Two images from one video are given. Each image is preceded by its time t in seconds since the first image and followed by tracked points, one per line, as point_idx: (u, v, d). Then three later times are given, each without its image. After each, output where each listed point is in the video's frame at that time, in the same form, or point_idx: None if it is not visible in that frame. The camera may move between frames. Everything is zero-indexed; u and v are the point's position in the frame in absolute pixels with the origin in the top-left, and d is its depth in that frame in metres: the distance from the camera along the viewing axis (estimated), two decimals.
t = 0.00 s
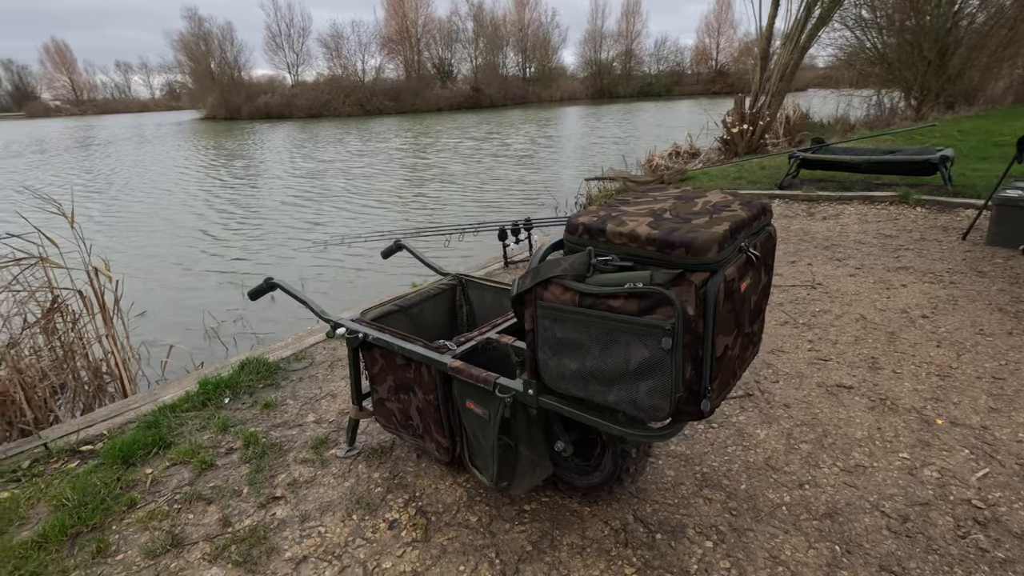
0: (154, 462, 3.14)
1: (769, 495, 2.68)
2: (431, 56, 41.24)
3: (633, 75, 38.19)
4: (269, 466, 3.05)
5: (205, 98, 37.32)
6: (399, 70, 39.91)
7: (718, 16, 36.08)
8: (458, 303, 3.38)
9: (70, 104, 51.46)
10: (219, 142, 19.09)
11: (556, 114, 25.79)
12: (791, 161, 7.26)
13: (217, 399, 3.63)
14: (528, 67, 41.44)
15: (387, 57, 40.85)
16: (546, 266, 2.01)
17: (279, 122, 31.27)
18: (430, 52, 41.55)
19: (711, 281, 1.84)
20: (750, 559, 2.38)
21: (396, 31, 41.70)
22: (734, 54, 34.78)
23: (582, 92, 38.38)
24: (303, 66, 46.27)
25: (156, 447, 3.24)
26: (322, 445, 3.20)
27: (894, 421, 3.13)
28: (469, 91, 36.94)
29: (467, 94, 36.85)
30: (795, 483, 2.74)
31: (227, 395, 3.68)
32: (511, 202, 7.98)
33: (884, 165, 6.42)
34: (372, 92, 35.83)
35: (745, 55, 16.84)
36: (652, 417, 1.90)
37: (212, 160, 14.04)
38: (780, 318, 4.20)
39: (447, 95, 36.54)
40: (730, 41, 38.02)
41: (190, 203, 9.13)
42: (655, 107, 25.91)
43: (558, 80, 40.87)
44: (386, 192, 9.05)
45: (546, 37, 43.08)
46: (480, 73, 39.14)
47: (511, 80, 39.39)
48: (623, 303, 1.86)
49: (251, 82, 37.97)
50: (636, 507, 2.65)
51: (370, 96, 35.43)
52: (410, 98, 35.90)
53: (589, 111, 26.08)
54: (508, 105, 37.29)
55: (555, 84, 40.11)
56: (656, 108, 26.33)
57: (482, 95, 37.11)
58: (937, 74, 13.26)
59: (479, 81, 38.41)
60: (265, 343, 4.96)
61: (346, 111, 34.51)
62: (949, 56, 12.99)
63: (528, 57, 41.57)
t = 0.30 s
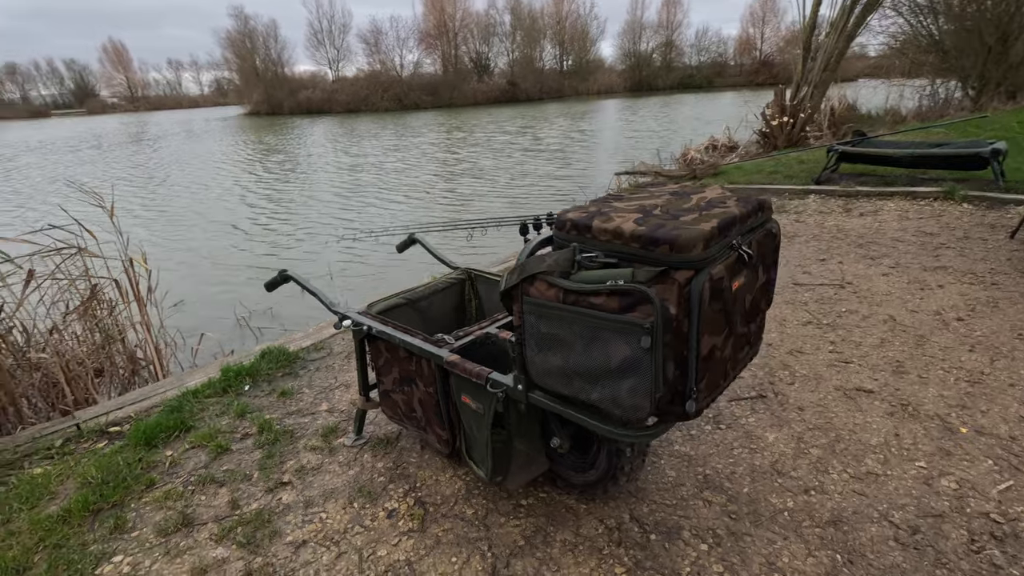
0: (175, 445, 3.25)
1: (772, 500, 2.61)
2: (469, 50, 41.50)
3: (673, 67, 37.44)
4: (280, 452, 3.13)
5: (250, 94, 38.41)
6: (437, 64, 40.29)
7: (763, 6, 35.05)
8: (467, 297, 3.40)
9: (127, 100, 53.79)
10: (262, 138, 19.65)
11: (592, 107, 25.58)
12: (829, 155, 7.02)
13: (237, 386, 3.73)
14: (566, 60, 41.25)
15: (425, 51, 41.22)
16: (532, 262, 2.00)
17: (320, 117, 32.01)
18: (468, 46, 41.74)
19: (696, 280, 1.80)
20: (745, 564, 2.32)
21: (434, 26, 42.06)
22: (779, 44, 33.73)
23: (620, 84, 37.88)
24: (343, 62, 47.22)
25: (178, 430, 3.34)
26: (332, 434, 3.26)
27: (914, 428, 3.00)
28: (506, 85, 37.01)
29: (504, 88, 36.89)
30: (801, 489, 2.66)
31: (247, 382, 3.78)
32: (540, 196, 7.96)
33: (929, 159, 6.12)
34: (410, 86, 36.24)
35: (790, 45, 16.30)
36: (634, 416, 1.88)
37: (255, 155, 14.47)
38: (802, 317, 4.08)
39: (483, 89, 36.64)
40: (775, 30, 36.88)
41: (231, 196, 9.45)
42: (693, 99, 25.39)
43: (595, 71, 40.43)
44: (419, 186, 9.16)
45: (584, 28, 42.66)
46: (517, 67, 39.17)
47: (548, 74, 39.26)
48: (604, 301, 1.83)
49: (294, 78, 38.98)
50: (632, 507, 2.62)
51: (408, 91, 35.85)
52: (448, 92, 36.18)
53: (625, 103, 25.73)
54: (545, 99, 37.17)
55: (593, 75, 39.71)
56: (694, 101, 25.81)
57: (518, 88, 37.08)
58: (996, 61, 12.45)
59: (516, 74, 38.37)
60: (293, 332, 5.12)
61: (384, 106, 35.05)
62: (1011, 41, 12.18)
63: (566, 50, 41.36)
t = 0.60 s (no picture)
0: (188, 432, 3.32)
1: (768, 503, 2.56)
2: (496, 46, 41.61)
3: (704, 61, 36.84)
4: (286, 442, 3.18)
5: (281, 91, 39.09)
6: (464, 60, 40.50)
7: None
8: (471, 292, 3.41)
9: (165, 98, 55.37)
10: (291, 134, 20.02)
11: (618, 102, 25.37)
12: (858, 150, 6.83)
13: (249, 376, 3.80)
14: (594, 54, 41.04)
15: (452, 47, 41.40)
16: (516, 258, 2.00)
17: (348, 114, 32.51)
18: (495, 41, 41.80)
19: (676, 277, 1.78)
20: (734, 565, 2.29)
21: (462, 22, 42.25)
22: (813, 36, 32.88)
23: (648, 78, 37.45)
24: (372, 59, 47.67)
25: (191, 418, 3.41)
26: (336, 424, 3.30)
27: (925, 432, 2.90)
28: (532, 81, 36.95)
29: (530, 83, 36.82)
30: (799, 492, 2.61)
31: (259, 373, 3.84)
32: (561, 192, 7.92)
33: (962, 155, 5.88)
34: (437, 82, 36.44)
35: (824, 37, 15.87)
36: (613, 414, 1.87)
37: (285, 151, 14.75)
38: (816, 317, 3.99)
39: (510, 84, 36.62)
40: (810, 22, 35.99)
41: (260, 192, 9.66)
42: (721, 94, 24.96)
43: (624, 66, 40.05)
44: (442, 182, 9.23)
45: (613, 23, 42.28)
46: (544, 62, 39.12)
47: (576, 69, 39.08)
48: (584, 297, 1.82)
49: (325, 75, 39.65)
50: (626, 505, 2.60)
51: (435, 87, 36.05)
52: (474, 88, 36.28)
53: (653, 99, 25.41)
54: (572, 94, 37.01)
55: (621, 70, 39.35)
56: (722, 95, 25.40)
57: (545, 84, 36.98)
58: None
59: (543, 69, 38.27)
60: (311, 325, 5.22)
61: (411, 102, 35.37)
62: None
63: (593, 45, 41.16)
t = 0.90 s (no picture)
0: (200, 419, 3.42)
1: (759, 506, 2.52)
2: (527, 41, 41.58)
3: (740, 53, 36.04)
4: (291, 431, 3.25)
5: (315, 87, 39.81)
6: (496, 56, 40.59)
7: None
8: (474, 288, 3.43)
9: (207, 96, 57.05)
10: (324, 129, 20.40)
11: (648, 97, 25.08)
12: (892, 146, 6.60)
13: (262, 366, 3.89)
14: (627, 48, 40.69)
15: (483, 43, 41.49)
16: (494, 255, 2.02)
17: (379, 110, 32.99)
18: (526, 36, 41.78)
19: (647, 276, 1.77)
20: (717, 568, 2.27)
21: (494, 17, 42.32)
22: (854, 27, 31.88)
23: (681, 72, 36.86)
24: (403, 55, 48.12)
25: (204, 406, 3.52)
26: (340, 416, 3.36)
27: (933, 440, 2.81)
28: (563, 75, 36.80)
29: (561, 77, 36.69)
30: (792, 496, 2.56)
31: (272, 363, 3.93)
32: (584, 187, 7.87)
33: (1000, 151, 5.62)
34: (467, 78, 36.60)
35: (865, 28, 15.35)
36: (584, 413, 1.87)
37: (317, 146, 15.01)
38: (830, 318, 3.89)
39: (540, 79, 36.54)
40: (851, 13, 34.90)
41: (291, 187, 9.89)
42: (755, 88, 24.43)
43: (657, 60, 39.54)
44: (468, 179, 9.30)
45: (646, 15, 41.73)
46: (576, 57, 38.92)
47: (608, 62, 38.76)
48: (556, 295, 1.83)
49: (358, 71, 40.27)
50: (614, 504, 2.60)
51: (465, 83, 36.19)
52: (505, 84, 35.90)
53: (684, 93, 25.03)
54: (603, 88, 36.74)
55: (654, 64, 38.84)
56: (756, 89, 24.86)
57: (576, 79, 36.78)
58: None
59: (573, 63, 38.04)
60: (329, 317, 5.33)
61: (442, 98, 35.64)
62: None
63: (626, 38, 40.80)
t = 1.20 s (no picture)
0: (211, 409, 3.52)
1: (752, 510, 2.49)
2: (552, 36, 41.50)
3: (770, 48, 35.37)
4: (295, 422, 3.32)
5: (341, 84, 40.28)
6: (520, 52, 40.61)
7: None
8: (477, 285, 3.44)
9: (239, 93, 58.33)
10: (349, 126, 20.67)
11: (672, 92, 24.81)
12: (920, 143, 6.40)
13: (272, 359, 3.98)
14: (653, 43, 40.32)
15: (508, 39, 41.53)
16: (479, 253, 2.04)
17: (403, 106, 33.31)
18: (551, 32, 41.68)
19: (625, 276, 1.77)
20: (704, 569, 2.26)
21: (519, 13, 42.30)
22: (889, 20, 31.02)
23: (710, 67, 36.35)
24: (429, 51, 48.47)
25: (215, 396, 3.61)
26: (344, 409, 3.41)
27: (938, 448, 2.74)
28: (588, 71, 36.62)
29: (586, 73, 36.52)
30: (787, 501, 2.52)
31: (282, 356, 4.02)
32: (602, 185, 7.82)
33: None
34: (492, 74, 36.64)
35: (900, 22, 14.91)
36: (562, 411, 1.88)
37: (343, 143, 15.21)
38: (842, 321, 3.81)
39: (565, 75, 36.42)
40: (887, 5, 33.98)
41: (316, 183, 10.06)
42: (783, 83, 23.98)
43: (684, 56, 39.07)
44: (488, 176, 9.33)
45: (673, 10, 41.28)
46: (602, 52, 38.67)
47: (634, 58, 38.43)
48: (534, 294, 1.84)
49: (384, 68, 40.70)
50: (605, 503, 2.60)
51: (489, 79, 36.27)
52: (528, 80, 36.07)
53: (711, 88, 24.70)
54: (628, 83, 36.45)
55: (682, 60, 38.37)
56: (784, 84, 24.39)
57: (601, 75, 36.55)
58: None
59: (598, 58, 37.78)
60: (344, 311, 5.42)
61: (466, 94, 35.80)
62: None
63: (653, 34, 40.42)
